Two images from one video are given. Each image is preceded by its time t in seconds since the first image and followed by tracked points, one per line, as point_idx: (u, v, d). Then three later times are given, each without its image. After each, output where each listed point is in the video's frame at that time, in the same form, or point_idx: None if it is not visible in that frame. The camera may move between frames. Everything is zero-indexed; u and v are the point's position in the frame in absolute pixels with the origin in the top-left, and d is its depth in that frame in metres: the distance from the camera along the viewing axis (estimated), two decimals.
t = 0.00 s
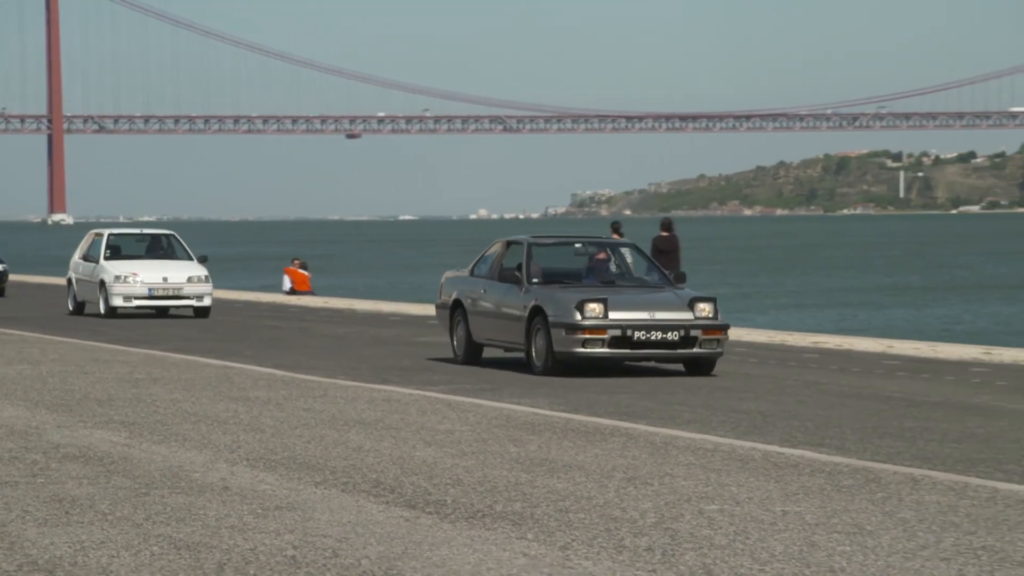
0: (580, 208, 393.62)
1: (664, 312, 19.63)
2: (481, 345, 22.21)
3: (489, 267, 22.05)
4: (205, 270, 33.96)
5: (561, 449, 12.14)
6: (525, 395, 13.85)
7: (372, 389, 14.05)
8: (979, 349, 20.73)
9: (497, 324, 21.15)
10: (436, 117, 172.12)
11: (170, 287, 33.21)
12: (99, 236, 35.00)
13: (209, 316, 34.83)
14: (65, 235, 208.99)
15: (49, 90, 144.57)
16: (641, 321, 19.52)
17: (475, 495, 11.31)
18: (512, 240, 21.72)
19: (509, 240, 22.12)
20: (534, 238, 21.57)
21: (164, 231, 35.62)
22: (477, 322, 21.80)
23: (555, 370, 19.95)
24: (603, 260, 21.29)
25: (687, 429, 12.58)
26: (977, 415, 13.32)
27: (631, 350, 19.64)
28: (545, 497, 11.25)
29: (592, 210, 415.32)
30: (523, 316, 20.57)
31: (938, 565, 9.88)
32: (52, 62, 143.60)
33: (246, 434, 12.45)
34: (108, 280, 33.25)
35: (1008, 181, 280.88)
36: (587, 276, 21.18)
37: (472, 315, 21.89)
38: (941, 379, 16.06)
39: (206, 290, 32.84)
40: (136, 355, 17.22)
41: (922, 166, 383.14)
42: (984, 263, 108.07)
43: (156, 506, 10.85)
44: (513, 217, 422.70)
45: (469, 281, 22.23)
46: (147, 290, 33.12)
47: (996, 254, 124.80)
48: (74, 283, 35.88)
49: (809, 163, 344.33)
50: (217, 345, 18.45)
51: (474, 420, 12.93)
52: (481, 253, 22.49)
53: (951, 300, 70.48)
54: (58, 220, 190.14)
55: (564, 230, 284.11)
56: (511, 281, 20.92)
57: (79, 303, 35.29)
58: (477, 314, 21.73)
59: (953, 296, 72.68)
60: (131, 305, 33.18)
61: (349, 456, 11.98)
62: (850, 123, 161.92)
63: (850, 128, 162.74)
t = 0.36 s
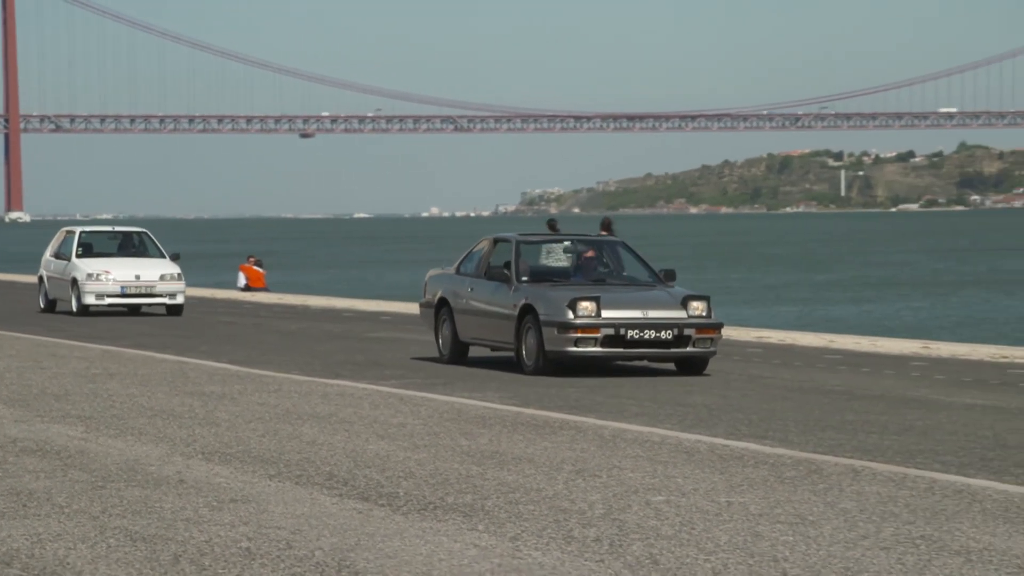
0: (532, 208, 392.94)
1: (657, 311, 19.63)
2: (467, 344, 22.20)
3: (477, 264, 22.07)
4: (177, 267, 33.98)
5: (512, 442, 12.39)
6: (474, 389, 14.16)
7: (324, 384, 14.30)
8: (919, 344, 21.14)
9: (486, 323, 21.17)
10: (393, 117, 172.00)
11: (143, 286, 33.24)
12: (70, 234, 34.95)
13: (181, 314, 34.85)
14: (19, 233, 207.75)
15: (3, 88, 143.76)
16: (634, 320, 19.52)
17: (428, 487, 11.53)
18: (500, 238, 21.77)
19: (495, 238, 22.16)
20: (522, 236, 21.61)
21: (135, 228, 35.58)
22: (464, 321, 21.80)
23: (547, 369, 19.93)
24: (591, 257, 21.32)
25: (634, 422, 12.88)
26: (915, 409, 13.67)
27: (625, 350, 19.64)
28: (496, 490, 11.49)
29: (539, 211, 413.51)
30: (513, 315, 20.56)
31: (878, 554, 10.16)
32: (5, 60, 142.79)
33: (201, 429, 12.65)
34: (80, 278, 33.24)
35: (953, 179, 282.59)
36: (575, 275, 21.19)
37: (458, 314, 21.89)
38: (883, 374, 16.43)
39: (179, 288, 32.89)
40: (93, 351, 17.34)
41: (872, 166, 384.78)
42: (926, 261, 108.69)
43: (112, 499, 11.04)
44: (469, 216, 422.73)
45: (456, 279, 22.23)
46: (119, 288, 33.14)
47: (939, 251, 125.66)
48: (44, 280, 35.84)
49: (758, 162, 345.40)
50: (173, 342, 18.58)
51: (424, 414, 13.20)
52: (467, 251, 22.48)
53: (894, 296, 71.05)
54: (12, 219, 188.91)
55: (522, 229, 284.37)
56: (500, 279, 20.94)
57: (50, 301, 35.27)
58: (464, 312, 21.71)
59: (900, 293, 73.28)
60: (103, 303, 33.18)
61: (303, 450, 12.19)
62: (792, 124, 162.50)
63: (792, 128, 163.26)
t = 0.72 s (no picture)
0: (488, 209, 392.38)
1: (653, 313, 19.25)
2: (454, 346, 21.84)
3: (467, 265, 21.73)
4: (151, 267, 34.07)
5: (463, 438, 12.66)
6: (425, 386, 14.52)
7: (279, 381, 14.57)
8: (862, 341, 21.48)
9: (477, 323, 20.83)
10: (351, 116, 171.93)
11: (117, 285, 33.29)
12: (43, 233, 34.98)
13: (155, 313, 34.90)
14: None
15: None
16: (631, 321, 19.13)
17: (381, 482, 11.76)
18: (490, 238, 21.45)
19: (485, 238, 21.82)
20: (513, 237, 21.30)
21: (109, 228, 35.63)
22: (453, 322, 21.44)
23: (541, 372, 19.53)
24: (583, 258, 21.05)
25: (583, 418, 13.20)
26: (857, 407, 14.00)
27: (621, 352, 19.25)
28: (448, 484, 11.73)
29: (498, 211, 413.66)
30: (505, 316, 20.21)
31: (820, 546, 10.39)
32: None
33: (158, 426, 12.86)
34: (54, 277, 33.26)
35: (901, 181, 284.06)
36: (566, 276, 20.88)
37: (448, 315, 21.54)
38: (832, 373, 16.73)
39: (154, 288, 32.97)
40: (52, 348, 17.48)
41: (828, 167, 386.46)
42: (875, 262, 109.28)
43: (69, 494, 11.23)
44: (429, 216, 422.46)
45: (445, 280, 21.86)
46: (93, 288, 33.18)
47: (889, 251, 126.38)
48: (17, 279, 35.86)
49: (707, 162, 345.91)
50: (132, 339, 18.72)
51: (377, 410, 13.47)
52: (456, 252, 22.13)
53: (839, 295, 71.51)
54: None
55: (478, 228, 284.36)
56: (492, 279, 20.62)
57: (22, 300, 35.30)
58: (454, 313, 21.36)
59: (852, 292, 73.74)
60: (77, 303, 33.21)
61: (258, 446, 12.41)
62: (739, 126, 162.60)
63: (736, 131, 163.38)
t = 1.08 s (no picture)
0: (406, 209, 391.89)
1: (617, 313, 18.94)
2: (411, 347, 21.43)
3: (424, 265, 21.33)
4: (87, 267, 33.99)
5: (379, 433, 12.90)
6: (339, 381, 14.84)
7: (197, 377, 14.77)
8: (767, 338, 21.87)
9: (436, 325, 20.46)
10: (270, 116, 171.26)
11: (52, 284, 33.14)
12: None
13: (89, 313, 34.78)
14: None
15: None
16: (595, 322, 18.82)
17: (298, 478, 11.93)
18: (449, 237, 21.08)
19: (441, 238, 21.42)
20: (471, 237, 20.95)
21: (43, 227, 35.47)
22: (410, 322, 21.08)
23: (502, 374, 19.19)
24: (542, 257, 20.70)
25: (497, 413, 13.55)
26: (766, 405, 14.32)
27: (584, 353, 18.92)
28: (364, 478, 11.93)
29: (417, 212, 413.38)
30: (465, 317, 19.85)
31: (726, 536, 10.62)
32: None
33: (76, 422, 12.98)
34: None
35: (813, 182, 286.96)
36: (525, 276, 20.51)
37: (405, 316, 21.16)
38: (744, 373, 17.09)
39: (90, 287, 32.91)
40: None
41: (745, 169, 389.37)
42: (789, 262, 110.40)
43: None
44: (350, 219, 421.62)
45: (400, 281, 21.48)
46: (29, 287, 32.98)
47: (802, 251, 127.64)
48: None
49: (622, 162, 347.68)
50: (53, 337, 18.74)
51: (294, 406, 13.69)
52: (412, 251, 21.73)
53: (747, 293, 72.30)
54: None
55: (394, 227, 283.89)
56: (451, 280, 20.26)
57: None
58: (412, 315, 20.97)
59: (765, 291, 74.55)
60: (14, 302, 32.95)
61: (175, 441, 12.57)
62: (649, 128, 163.48)
63: (648, 132, 164.25)
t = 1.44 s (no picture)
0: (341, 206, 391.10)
1: (607, 316, 18.18)
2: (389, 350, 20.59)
3: (402, 265, 20.45)
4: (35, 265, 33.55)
5: (313, 432, 12.89)
6: (272, 380, 14.84)
7: (129, 376, 14.70)
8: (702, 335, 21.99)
9: (416, 327, 19.60)
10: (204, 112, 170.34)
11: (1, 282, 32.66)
12: None
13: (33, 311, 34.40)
14: None
15: None
16: (585, 324, 18.04)
17: (233, 476, 11.87)
18: (428, 236, 20.22)
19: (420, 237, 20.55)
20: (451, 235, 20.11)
21: None
22: (389, 323, 20.19)
23: (487, 378, 18.42)
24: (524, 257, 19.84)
25: (432, 411, 13.59)
26: (701, 403, 14.38)
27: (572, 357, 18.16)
28: (299, 477, 11.88)
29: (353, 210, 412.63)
30: (447, 320, 19.01)
31: (662, 533, 10.62)
32: None
33: (7, 421, 12.86)
34: None
35: (744, 180, 289.01)
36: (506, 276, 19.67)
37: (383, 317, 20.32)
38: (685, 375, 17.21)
39: (39, 287, 32.49)
40: None
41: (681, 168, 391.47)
42: (723, 258, 111.04)
43: None
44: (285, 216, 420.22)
45: (378, 282, 20.61)
46: None
47: (738, 249, 128.36)
48: None
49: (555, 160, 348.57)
50: None
51: (228, 405, 13.64)
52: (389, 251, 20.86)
53: (679, 290, 72.65)
54: None
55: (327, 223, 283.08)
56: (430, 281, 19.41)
57: None
58: (390, 316, 20.12)
59: (700, 287, 74.93)
60: None
61: (107, 441, 12.48)
62: (583, 126, 163.76)
63: (582, 131, 164.66)
